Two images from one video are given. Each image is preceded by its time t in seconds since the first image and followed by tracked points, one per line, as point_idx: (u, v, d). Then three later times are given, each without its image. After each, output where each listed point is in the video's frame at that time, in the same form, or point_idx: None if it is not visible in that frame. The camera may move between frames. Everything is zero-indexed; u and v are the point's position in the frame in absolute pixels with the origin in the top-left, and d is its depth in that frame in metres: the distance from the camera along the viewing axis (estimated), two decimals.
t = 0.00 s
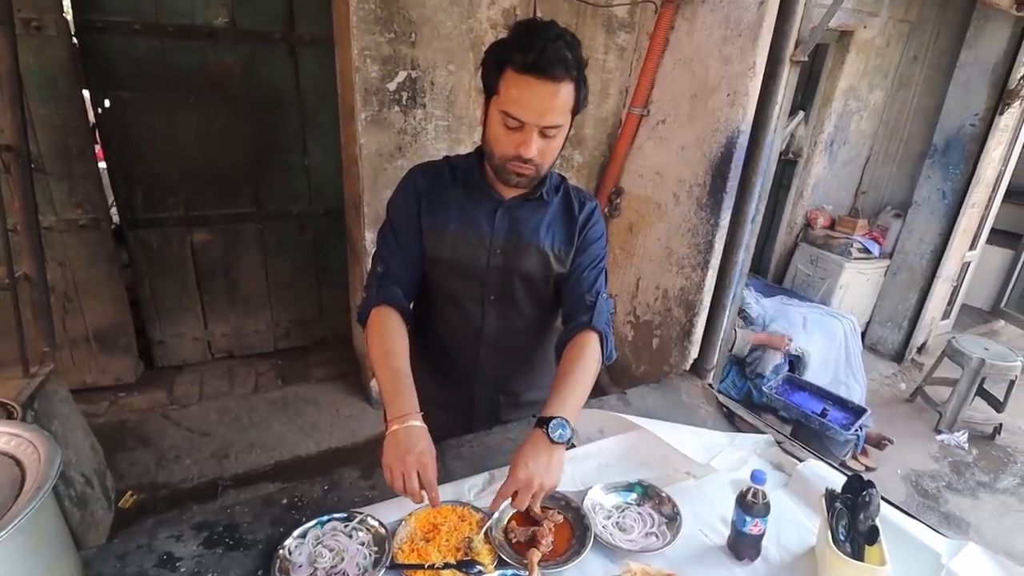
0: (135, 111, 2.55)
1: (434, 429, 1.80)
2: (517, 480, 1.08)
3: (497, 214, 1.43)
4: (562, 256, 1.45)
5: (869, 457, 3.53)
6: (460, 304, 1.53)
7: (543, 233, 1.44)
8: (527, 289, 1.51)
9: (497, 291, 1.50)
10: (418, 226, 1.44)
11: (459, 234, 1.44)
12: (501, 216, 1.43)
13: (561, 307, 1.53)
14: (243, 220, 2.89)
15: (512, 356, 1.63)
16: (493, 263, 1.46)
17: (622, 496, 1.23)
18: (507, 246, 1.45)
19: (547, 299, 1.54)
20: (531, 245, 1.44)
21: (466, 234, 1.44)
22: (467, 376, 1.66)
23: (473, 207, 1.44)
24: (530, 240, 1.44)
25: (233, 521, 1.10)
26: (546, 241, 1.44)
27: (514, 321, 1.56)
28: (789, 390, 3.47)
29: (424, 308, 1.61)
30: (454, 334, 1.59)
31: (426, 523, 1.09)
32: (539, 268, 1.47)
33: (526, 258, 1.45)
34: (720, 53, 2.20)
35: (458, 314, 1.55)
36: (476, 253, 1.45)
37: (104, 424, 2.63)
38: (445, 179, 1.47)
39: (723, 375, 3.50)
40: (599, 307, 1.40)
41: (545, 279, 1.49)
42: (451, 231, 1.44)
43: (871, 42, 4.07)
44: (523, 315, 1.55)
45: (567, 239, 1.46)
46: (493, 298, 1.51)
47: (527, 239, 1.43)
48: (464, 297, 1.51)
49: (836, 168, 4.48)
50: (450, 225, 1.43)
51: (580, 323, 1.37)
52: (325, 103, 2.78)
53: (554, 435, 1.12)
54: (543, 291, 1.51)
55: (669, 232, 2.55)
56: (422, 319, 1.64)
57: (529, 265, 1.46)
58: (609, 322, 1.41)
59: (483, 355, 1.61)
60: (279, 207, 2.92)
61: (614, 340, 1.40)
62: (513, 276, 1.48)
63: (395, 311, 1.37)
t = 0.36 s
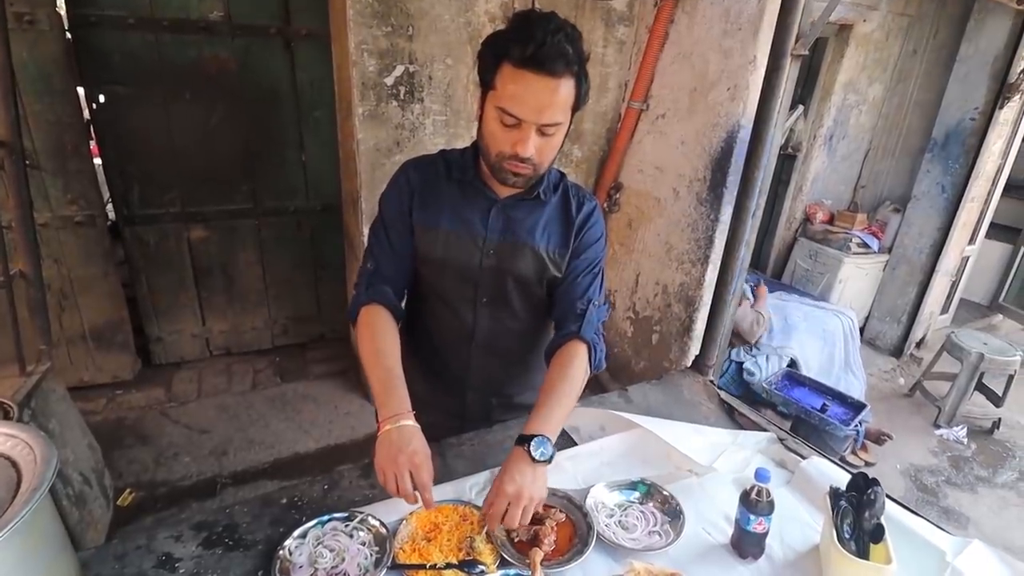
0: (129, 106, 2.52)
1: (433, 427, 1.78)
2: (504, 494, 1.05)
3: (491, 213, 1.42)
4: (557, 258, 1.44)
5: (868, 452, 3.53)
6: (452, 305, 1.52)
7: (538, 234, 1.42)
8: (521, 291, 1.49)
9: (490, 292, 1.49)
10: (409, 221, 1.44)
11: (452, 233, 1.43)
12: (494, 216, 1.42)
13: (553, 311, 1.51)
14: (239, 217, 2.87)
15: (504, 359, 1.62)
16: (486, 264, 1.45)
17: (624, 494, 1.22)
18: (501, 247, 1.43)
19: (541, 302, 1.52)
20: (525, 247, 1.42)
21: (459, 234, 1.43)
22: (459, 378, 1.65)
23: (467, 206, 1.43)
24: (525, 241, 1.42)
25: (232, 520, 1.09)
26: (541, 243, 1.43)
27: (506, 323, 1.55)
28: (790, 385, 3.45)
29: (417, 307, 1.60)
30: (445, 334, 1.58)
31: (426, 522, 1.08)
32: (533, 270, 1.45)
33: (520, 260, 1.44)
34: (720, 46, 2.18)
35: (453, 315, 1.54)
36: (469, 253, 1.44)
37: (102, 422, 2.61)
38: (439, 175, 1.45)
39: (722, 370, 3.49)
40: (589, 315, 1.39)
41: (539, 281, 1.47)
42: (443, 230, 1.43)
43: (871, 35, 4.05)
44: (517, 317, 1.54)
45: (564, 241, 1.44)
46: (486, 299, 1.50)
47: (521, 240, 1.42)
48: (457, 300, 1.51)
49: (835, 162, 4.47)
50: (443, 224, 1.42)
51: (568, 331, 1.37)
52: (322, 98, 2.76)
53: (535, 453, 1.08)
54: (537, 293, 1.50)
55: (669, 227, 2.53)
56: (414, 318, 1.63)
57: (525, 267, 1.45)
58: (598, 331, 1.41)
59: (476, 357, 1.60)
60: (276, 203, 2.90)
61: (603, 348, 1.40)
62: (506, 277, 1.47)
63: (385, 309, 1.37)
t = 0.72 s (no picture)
0: (140, 99, 2.54)
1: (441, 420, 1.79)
2: (505, 487, 1.05)
3: (495, 209, 1.41)
4: (562, 255, 1.43)
5: (878, 449, 3.51)
6: (454, 300, 1.52)
7: (543, 231, 1.42)
8: (525, 287, 1.49)
9: (493, 290, 1.49)
10: (411, 214, 1.44)
11: (455, 229, 1.43)
12: (498, 213, 1.42)
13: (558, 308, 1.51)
14: (248, 210, 2.88)
15: (508, 355, 1.62)
16: (489, 260, 1.45)
17: (632, 488, 1.22)
18: (504, 243, 1.43)
19: (546, 299, 1.52)
20: (529, 244, 1.42)
21: (462, 231, 1.43)
22: (464, 374, 1.66)
23: (471, 202, 1.42)
24: (529, 238, 1.42)
25: (242, 509, 1.10)
26: (546, 240, 1.42)
27: (510, 320, 1.55)
28: (799, 381, 3.41)
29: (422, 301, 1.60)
30: (448, 329, 1.58)
31: (434, 514, 1.08)
32: (537, 267, 1.45)
33: (524, 258, 1.43)
34: (732, 38, 2.16)
35: (458, 311, 1.54)
36: (473, 250, 1.44)
37: (115, 411, 2.64)
38: (443, 169, 1.45)
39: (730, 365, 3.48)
40: (595, 315, 1.39)
41: (544, 278, 1.47)
42: (446, 226, 1.43)
43: (886, 27, 4.00)
44: (522, 313, 1.53)
45: (569, 238, 1.44)
46: (489, 295, 1.50)
47: (526, 236, 1.42)
48: (461, 297, 1.51)
49: (848, 156, 4.43)
50: (446, 221, 1.42)
51: (575, 331, 1.36)
52: (331, 91, 2.76)
53: (532, 448, 1.10)
54: (541, 289, 1.49)
55: (678, 221, 2.52)
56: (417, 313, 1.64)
57: (531, 264, 1.44)
58: (604, 331, 1.40)
59: (478, 354, 1.60)
60: (285, 196, 2.91)
61: (608, 348, 1.40)
62: (510, 274, 1.46)
63: (391, 304, 1.39)
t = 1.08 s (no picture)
0: (163, 91, 2.58)
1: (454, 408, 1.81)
2: (517, 436, 1.15)
3: (517, 199, 1.43)
4: (583, 244, 1.46)
5: (895, 445, 3.47)
6: (476, 291, 1.52)
7: (564, 221, 1.44)
8: (547, 277, 1.50)
9: (515, 279, 1.50)
10: (433, 208, 1.46)
11: (477, 221, 1.44)
12: (520, 203, 1.43)
13: (579, 297, 1.53)
14: (268, 200, 2.93)
15: (532, 344, 1.62)
16: (512, 250, 1.46)
17: (642, 477, 1.23)
18: (526, 234, 1.44)
19: (566, 288, 1.54)
20: (551, 234, 1.44)
21: (485, 221, 1.44)
22: (479, 364, 1.67)
23: (492, 192, 1.44)
24: (551, 228, 1.43)
25: (260, 490, 1.13)
26: (567, 229, 1.44)
27: (532, 309, 1.55)
28: (815, 375, 3.40)
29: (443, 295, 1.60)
30: (471, 321, 1.58)
31: (447, 497, 1.10)
32: (559, 257, 1.46)
33: (546, 249, 1.45)
34: (750, 28, 2.14)
35: (478, 302, 1.54)
36: (496, 241, 1.45)
37: (138, 397, 2.71)
38: (462, 160, 1.47)
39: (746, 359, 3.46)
40: (617, 300, 1.43)
41: (565, 268, 1.48)
42: (470, 219, 1.44)
43: (910, 17, 3.93)
44: (542, 303, 1.54)
45: (589, 226, 1.46)
46: (512, 285, 1.51)
47: (547, 227, 1.43)
48: (482, 288, 1.51)
49: (869, 148, 4.36)
50: (468, 213, 1.44)
51: (596, 315, 1.42)
52: (349, 83, 2.79)
53: (548, 411, 1.19)
54: (563, 279, 1.51)
55: (694, 213, 2.51)
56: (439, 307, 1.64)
57: (553, 254, 1.45)
58: (625, 316, 1.45)
59: (501, 344, 1.61)
60: (304, 186, 2.95)
61: (629, 333, 1.44)
62: (532, 264, 1.47)
63: (415, 296, 1.43)
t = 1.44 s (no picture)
0: (178, 88, 2.63)
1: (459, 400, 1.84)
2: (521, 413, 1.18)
3: (525, 194, 1.45)
4: (590, 237, 1.48)
5: (903, 443, 3.46)
6: (485, 284, 1.55)
7: (571, 215, 1.46)
8: (554, 271, 1.53)
9: (523, 272, 1.52)
10: (442, 204, 1.48)
11: (486, 216, 1.46)
12: (528, 197, 1.45)
13: (586, 289, 1.55)
14: (280, 196, 2.97)
15: (539, 338, 1.65)
16: (519, 244, 1.48)
17: (641, 467, 1.26)
18: (533, 228, 1.47)
19: (574, 281, 1.56)
20: (558, 228, 1.46)
21: (493, 216, 1.46)
22: (483, 357, 1.70)
23: (500, 187, 1.46)
24: (558, 222, 1.46)
25: (268, 476, 1.17)
26: (575, 223, 1.46)
27: (539, 302, 1.58)
28: (823, 372, 3.39)
29: (451, 291, 1.62)
30: (480, 314, 1.61)
31: (448, 484, 1.13)
32: (566, 251, 1.49)
33: (553, 242, 1.47)
34: (757, 25, 2.14)
35: (485, 295, 1.57)
36: (504, 235, 1.48)
37: (152, 389, 2.76)
38: (471, 155, 1.49)
39: (753, 355, 3.46)
40: (622, 292, 1.46)
41: (572, 262, 1.51)
42: (478, 213, 1.46)
43: (922, 13, 3.90)
44: (549, 296, 1.57)
45: (595, 219, 1.48)
46: (520, 278, 1.53)
47: (554, 221, 1.45)
48: (491, 279, 1.53)
49: (880, 145, 4.34)
50: (477, 208, 1.46)
51: (601, 306, 1.44)
52: (359, 82, 2.83)
53: (552, 395, 1.21)
54: (570, 272, 1.53)
55: (700, 210, 2.52)
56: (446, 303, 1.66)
57: (560, 247, 1.48)
58: (630, 307, 1.47)
59: (507, 337, 1.63)
60: (315, 183, 2.99)
61: (634, 324, 1.46)
62: (540, 258, 1.50)
63: (425, 290, 1.46)
